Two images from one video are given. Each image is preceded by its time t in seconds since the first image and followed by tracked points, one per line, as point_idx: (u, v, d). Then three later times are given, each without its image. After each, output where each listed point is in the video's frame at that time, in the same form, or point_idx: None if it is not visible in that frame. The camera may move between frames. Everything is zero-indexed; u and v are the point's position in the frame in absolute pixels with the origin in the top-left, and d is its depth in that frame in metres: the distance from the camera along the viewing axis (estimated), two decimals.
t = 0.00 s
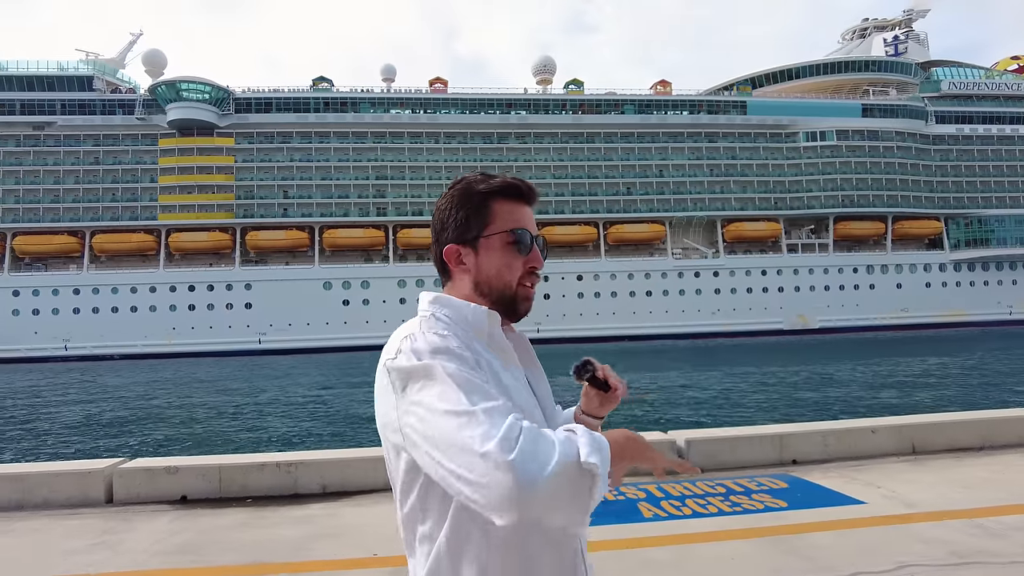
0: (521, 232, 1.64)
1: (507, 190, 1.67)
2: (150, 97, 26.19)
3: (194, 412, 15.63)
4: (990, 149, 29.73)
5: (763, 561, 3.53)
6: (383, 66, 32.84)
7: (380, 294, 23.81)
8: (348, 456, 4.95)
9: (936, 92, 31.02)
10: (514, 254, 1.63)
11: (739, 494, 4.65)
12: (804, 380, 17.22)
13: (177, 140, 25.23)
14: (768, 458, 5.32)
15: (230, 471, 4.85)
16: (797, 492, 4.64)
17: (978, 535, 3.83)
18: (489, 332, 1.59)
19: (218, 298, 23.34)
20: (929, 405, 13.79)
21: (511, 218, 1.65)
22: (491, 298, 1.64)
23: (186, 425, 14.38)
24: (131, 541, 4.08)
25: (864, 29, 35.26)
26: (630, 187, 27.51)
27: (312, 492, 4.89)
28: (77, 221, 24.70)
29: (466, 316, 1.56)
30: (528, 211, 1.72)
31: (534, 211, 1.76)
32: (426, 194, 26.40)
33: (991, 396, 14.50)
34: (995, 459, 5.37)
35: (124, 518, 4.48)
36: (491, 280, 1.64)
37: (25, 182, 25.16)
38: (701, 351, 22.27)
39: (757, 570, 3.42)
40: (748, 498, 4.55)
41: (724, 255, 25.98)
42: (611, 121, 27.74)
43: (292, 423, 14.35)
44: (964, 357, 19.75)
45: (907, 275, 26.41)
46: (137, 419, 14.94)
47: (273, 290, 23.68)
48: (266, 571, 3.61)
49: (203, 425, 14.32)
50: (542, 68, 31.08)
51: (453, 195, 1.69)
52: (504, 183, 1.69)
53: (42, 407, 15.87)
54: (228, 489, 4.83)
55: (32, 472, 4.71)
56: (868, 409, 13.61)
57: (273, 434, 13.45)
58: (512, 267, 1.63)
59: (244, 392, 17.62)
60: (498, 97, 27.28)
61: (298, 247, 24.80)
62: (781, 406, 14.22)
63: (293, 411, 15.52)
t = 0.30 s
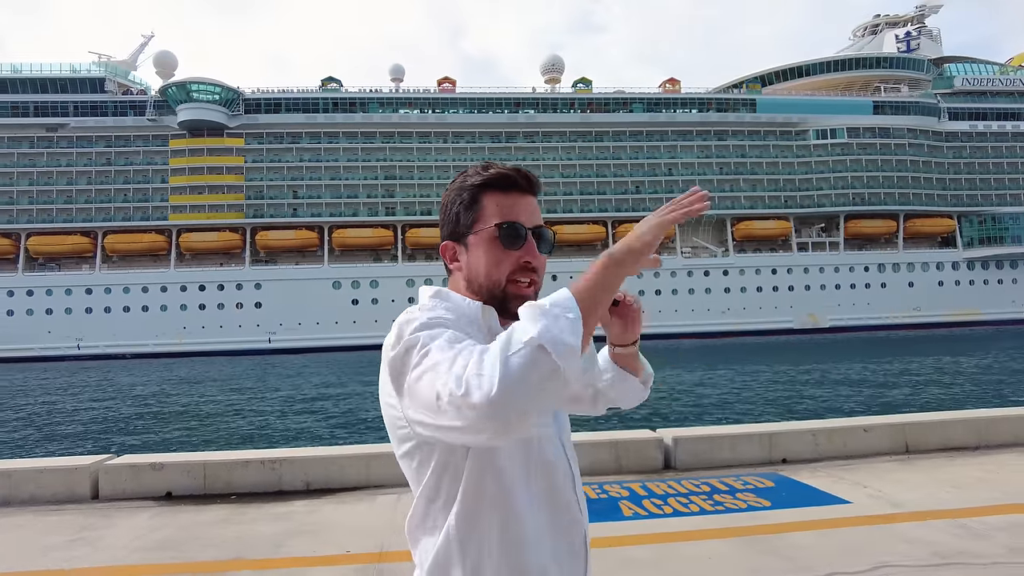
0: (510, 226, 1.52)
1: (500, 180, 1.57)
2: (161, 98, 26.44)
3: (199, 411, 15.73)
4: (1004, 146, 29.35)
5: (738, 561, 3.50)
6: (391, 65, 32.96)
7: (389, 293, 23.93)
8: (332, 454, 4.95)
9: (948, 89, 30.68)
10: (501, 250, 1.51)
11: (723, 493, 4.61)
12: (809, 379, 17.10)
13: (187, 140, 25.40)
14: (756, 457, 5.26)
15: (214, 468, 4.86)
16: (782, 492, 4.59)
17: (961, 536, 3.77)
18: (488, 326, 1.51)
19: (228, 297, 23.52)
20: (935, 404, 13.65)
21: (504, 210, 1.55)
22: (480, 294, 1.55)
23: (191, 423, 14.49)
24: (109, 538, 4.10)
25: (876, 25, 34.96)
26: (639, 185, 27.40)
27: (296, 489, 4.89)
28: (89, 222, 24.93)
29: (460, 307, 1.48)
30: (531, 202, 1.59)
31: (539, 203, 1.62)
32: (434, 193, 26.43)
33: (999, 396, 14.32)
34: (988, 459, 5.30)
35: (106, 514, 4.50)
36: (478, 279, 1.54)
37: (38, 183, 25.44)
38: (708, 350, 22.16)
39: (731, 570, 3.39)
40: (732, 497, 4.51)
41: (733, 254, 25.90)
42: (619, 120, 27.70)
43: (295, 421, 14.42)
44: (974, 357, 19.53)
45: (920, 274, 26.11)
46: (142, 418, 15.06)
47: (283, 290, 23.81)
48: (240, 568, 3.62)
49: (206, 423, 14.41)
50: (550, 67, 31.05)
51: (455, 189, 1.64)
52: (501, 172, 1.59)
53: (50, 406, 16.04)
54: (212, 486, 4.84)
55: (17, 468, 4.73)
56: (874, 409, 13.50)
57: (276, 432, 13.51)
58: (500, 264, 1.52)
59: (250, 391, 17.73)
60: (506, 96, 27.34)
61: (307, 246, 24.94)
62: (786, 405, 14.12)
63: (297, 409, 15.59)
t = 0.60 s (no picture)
0: (507, 224, 1.65)
1: (501, 176, 1.70)
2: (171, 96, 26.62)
3: (199, 408, 15.76)
4: (1018, 143, 28.96)
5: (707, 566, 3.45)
6: (400, 63, 33.02)
7: (397, 291, 23.93)
8: (315, 454, 4.97)
9: (961, 85, 30.36)
10: (502, 251, 1.65)
11: (704, 497, 4.58)
12: (813, 379, 16.95)
13: (196, 138, 25.53)
14: (744, 460, 5.21)
15: (197, 467, 4.89)
16: (764, 496, 4.54)
17: (940, 543, 3.68)
18: (508, 334, 1.63)
19: (237, 295, 23.67)
20: (940, 406, 13.45)
21: (505, 208, 1.67)
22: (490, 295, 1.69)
23: (192, 420, 14.55)
24: (85, 536, 4.10)
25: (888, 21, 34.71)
26: (647, 183, 27.25)
27: (278, 489, 4.90)
28: (99, 219, 25.12)
29: (479, 314, 1.64)
30: (535, 194, 1.70)
31: (547, 191, 1.72)
32: (442, 190, 26.40)
33: (1004, 397, 14.10)
34: (980, 464, 5.20)
35: (87, 513, 4.52)
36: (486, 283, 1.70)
37: (50, 181, 25.69)
38: (713, 350, 22.04)
39: None
40: (712, 502, 4.48)
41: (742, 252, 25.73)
42: (627, 117, 27.60)
43: (296, 419, 14.45)
44: (982, 357, 19.28)
45: (931, 272, 25.79)
46: (144, 414, 15.14)
47: (291, 288, 23.88)
48: (206, 568, 3.60)
49: (206, 421, 14.44)
50: (559, 64, 31.01)
51: (464, 195, 1.78)
52: (504, 168, 1.71)
53: (57, 403, 16.19)
54: (195, 485, 4.87)
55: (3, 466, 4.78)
56: (877, 410, 13.34)
57: (278, 430, 13.57)
58: (501, 266, 1.66)
59: (253, 388, 17.78)
60: (514, 94, 27.44)
61: (315, 244, 25.03)
62: (789, 405, 14.01)
63: (298, 407, 15.61)
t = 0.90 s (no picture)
0: (542, 230, 1.61)
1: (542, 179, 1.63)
2: (177, 97, 26.71)
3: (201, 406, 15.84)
4: None
5: (678, 565, 3.42)
6: (405, 61, 33.02)
7: (402, 290, 24.01)
8: (297, 452, 4.97)
9: (970, 80, 30.24)
10: (531, 253, 1.59)
11: (683, 495, 4.55)
12: (813, 376, 16.86)
13: (203, 139, 25.65)
14: (729, 458, 5.17)
15: (180, 465, 4.90)
16: (744, 494, 4.50)
17: (915, 542, 3.63)
18: (513, 319, 1.61)
19: (244, 294, 23.80)
20: (941, 404, 13.35)
21: (541, 213, 1.62)
22: (512, 293, 1.65)
23: (192, 419, 14.62)
24: (63, 532, 4.12)
25: (896, 16, 34.43)
26: (653, 180, 27.20)
27: (261, 486, 4.91)
28: (108, 220, 25.30)
29: (485, 300, 1.63)
30: (573, 204, 1.65)
31: (583, 204, 1.67)
32: (447, 189, 26.41)
33: (1006, 394, 13.97)
34: (965, 461, 5.15)
35: (69, 510, 4.54)
36: (509, 280, 1.64)
37: (59, 182, 25.90)
38: (717, 347, 21.96)
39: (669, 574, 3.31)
40: (692, 499, 4.45)
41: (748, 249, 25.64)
42: (632, 114, 27.51)
43: (297, 417, 14.49)
44: (987, 354, 19.11)
45: (939, 269, 25.60)
46: (146, 413, 15.23)
47: (296, 287, 23.95)
48: (177, 565, 3.61)
49: (207, 420, 14.51)
50: (563, 62, 30.97)
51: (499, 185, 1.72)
52: (542, 170, 1.64)
53: (61, 402, 16.30)
54: (178, 482, 4.89)
55: None
56: (878, 408, 13.25)
57: (279, 428, 13.61)
58: (530, 267, 1.60)
59: (255, 387, 17.86)
60: (519, 92, 27.44)
61: (322, 243, 25.13)
62: (789, 403, 13.96)
63: (300, 406, 15.66)
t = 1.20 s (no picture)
0: (585, 229, 1.70)
1: (581, 187, 1.73)
2: (184, 97, 26.84)
3: (202, 405, 15.90)
4: None
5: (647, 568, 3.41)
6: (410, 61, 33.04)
7: (408, 289, 24.01)
8: (279, 452, 4.97)
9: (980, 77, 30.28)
10: (573, 251, 1.69)
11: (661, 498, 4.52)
12: (815, 376, 16.76)
13: (210, 139, 25.76)
14: (712, 459, 5.15)
15: (163, 465, 4.92)
16: (722, 497, 4.48)
17: (885, 547, 3.60)
18: (546, 320, 1.68)
19: (250, 293, 23.88)
20: (943, 404, 13.23)
21: (582, 215, 1.71)
22: (550, 293, 1.73)
23: (191, 418, 14.71)
24: (42, 533, 4.14)
25: (904, 12, 34.19)
26: (659, 179, 27.14)
27: (242, 487, 4.92)
28: (115, 220, 25.43)
29: (522, 302, 1.69)
30: (610, 210, 1.76)
31: (616, 213, 1.78)
32: (452, 188, 26.42)
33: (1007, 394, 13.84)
34: (953, 464, 5.10)
35: (50, 510, 4.56)
36: (549, 276, 1.72)
37: (67, 182, 26.10)
38: (720, 347, 21.86)
39: None
40: (669, 502, 4.43)
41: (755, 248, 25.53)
42: (638, 113, 27.43)
43: (296, 416, 14.55)
44: (992, 353, 18.96)
45: (948, 267, 25.38)
46: (147, 411, 15.33)
47: (303, 287, 24.03)
48: (148, 566, 3.62)
49: (207, 419, 14.57)
50: (569, 61, 30.92)
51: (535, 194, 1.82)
52: (581, 180, 1.77)
53: (66, 401, 16.41)
54: (161, 482, 4.90)
55: None
56: (880, 408, 13.13)
57: (280, 427, 13.65)
58: (569, 263, 1.69)
59: (257, 386, 17.91)
60: (524, 91, 27.44)
61: (328, 242, 25.21)
62: (789, 402, 13.89)
63: (301, 405, 15.70)
